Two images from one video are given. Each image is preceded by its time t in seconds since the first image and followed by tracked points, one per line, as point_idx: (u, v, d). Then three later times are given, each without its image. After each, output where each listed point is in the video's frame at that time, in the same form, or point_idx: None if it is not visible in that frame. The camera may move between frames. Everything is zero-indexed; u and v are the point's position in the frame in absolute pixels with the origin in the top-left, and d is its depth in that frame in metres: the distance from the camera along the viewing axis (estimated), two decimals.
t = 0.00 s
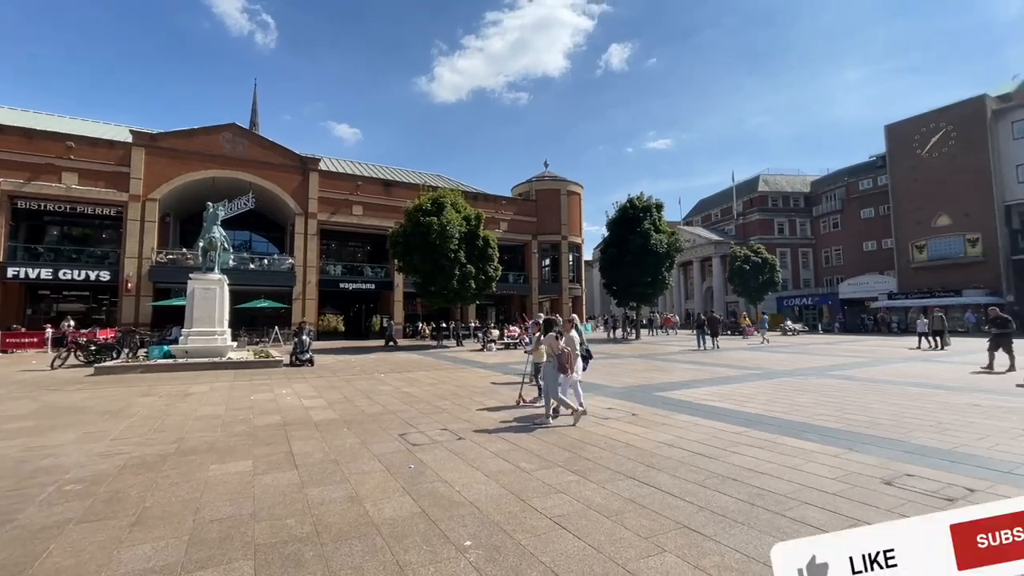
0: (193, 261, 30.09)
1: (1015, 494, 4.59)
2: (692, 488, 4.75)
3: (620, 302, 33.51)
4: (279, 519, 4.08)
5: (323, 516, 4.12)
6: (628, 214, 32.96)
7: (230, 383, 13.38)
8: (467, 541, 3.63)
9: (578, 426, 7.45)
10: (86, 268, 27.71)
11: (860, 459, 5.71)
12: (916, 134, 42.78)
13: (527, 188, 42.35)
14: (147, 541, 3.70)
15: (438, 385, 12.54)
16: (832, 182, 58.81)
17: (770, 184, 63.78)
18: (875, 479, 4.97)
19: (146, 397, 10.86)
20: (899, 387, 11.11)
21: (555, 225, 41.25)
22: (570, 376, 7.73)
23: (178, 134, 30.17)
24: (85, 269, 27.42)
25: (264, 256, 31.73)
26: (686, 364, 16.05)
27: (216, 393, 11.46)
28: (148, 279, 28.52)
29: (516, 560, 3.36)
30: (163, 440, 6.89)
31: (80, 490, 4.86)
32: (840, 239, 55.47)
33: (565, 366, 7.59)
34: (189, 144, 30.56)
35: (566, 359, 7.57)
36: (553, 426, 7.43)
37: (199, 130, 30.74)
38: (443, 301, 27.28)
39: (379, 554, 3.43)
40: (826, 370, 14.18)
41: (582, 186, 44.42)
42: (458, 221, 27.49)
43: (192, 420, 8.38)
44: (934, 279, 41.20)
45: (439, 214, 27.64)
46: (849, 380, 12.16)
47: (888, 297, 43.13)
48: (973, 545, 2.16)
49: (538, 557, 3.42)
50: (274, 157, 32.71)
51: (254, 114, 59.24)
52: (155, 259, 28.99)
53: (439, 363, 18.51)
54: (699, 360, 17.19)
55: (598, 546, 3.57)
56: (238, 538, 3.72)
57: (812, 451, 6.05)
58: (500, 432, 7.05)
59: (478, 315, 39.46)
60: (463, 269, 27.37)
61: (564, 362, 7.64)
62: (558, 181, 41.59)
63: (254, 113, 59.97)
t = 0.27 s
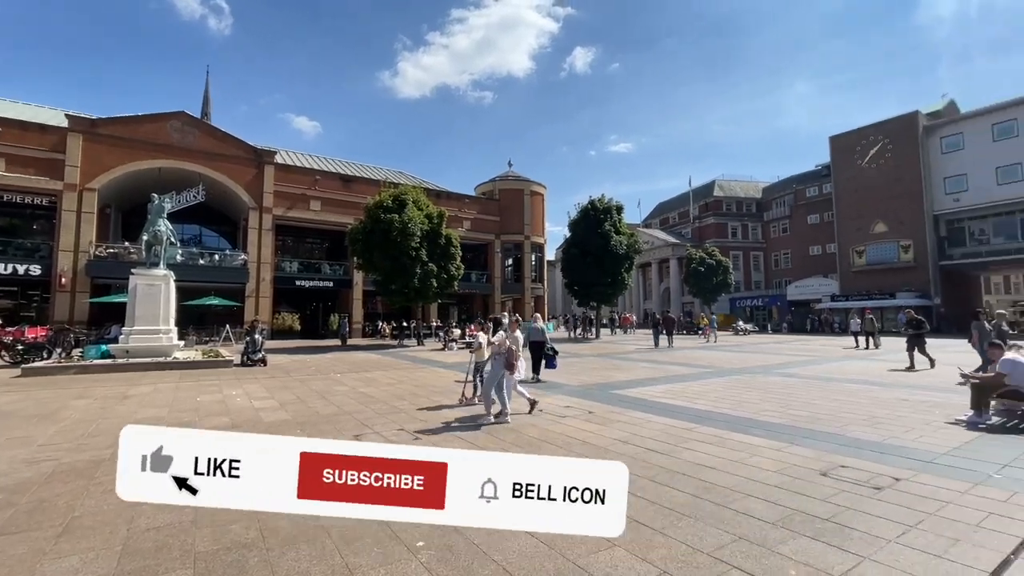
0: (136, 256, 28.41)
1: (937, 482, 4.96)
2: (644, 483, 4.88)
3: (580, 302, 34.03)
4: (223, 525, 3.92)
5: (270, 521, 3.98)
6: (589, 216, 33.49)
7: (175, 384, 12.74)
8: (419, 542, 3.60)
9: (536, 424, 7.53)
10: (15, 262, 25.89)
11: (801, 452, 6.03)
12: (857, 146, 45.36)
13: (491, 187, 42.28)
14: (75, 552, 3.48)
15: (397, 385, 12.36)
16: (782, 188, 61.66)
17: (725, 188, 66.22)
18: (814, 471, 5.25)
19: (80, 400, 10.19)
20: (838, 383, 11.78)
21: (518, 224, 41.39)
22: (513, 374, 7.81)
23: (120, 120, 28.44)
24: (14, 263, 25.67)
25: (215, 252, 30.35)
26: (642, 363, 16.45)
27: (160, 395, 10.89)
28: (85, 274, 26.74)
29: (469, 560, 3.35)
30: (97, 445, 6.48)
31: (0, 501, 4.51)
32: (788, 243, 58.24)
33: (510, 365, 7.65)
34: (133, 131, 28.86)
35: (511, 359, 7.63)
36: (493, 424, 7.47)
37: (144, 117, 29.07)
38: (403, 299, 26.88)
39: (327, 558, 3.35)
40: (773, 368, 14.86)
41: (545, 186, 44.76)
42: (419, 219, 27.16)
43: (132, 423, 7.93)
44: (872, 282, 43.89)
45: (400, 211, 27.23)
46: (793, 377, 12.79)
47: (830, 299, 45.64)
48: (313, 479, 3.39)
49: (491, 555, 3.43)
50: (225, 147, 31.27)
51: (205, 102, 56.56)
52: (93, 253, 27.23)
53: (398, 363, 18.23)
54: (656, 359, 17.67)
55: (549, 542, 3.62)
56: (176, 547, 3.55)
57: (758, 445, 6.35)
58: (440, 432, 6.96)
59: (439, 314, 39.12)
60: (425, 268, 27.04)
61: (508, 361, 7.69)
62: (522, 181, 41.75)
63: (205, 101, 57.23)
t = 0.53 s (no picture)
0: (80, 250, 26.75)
1: (874, 472, 5.28)
2: (602, 479, 4.98)
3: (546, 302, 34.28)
4: (169, 531, 3.75)
5: (221, 526, 3.85)
6: (556, 216, 33.77)
7: (121, 385, 12.08)
8: (377, 544, 3.55)
9: (500, 423, 7.56)
10: None
11: (752, 446, 6.29)
12: (811, 153, 47.44)
13: (458, 185, 42.03)
14: (7, 564, 3.27)
15: (359, 385, 12.12)
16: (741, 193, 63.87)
17: (688, 192, 68.05)
18: (764, 465, 5.49)
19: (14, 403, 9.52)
20: (790, 380, 12.32)
21: (485, 224, 41.29)
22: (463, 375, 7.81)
23: (63, 106, 26.77)
24: None
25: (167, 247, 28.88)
26: (606, 361, 16.72)
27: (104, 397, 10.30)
28: (21, 269, 25.01)
29: (427, 559, 3.34)
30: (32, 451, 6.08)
31: None
32: (747, 245, 60.40)
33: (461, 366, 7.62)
34: (78, 117, 27.22)
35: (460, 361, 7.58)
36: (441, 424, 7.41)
37: (91, 103, 27.45)
38: (367, 298, 26.38)
39: (280, 562, 3.27)
40: (731, 366, 15.38)
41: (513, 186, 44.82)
42: (385, 216, 26.72)
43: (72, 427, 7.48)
44: (823, 284, 46.03)
45: (365, 208, 26.71)
46: (749, 375, 13.28)
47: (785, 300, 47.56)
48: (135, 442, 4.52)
49: (450, 555, 3.42)
50: (180, 138, 29.87)
51: (158, 89, 53.85)
52: (31, 246, 25.51)
53: (361, 363, 17.88)
54: (619, 358, 17.98)
55: (509, 540, 3.65)
56: (119, 556, 3.39)
57: (712, 441, 6.59)
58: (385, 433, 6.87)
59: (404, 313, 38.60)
60: (390, 266, 26.60)
61: (460, 362, 7.66)
62: (490, 180, 41.68)
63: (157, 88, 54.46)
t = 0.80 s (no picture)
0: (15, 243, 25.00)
1: (819, 464, 5.57)
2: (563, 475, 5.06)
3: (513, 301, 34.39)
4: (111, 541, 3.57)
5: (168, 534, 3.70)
6: (523, 216, 33.92)
7: (62, 388, 11.38)
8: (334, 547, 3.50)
9: (464, 422, 7.53)
10: None
11: (709, 441, 6.50)
12: (766, 160, 49.43)
13: (424, 183, 41.58)
14: None
15: (321, 385, 11.82)
16: (701, 197, 65.87)
17: (651, 195, 69.66)
18: (718, 459, 5.69)
19: None
20: (746, 378, 12.78)
21: (452, 222, 41.03)
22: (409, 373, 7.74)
23: None
24: None
25: (114, 241, 27.13)
26: (571, 360, 16.90)
27: (42, 400, 9.68)
28: None
29: (386, 561, 3.31)
30: None
31: None
32: (706, 247, 62.37)
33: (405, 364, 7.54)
34: (14, 101, 25.44)
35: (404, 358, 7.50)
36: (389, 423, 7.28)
37: (29, 86, 25.71)
38: (329, 296, 25.77)
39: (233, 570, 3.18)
40: (690, 364, 15.82)
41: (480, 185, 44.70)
42: (349, 212, 26.15)
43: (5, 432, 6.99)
44: (777, 285, 48.03)
45: (328, 204, 26.07)
46: (708, 373, 13.70)
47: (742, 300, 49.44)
48: (260, 521, 3.22)
49: (410, 556, 3.40)
50: (129, 126, 28.35)
51: (104, 73, 50.95)
52: None
53: (323, 363, 17.45)
54: (585, 357, 18.22)
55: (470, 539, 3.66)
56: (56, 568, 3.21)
57: (670, 437, 6.77)
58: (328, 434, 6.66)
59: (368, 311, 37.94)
60: (353, 264, 26.06)
61: (404, 360, 7.57)
62: (457, 178, 41.44)
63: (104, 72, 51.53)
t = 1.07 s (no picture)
0: None
1: (764, 457, 5.83)
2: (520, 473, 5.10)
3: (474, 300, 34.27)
4: (34, 558, 3.34)
5: (99, 547, 3.50)
6: (484, 215, 33.86)
7: None
8: (282, 554, 3.42)
9: (420, 422, 7.45)
10: None
11: (662, 438, 6.70)
12: (720, 165, 51.33)
13: (384, 179, 40.78)
14: None
15: (272, 387, 11.39)
16: (659, 199, 67.67)
17: (611, 197, 71.01)
18: (671, 454, 5.87)
19: None
20: (698, 375, 13.24)
21: (412, 219, 40.43)
22: (350, 376, 7.52)
23: None
24: None
25: (44, 233, 25.29)
26: (530, 359, 17.02)
27: None
28: None
29: (335, 566, 3.26)
30: None
31: None
32: (663, 249, 64.20)
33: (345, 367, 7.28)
34: None
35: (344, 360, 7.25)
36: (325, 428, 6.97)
37: None
38: (283, 295, 24.88)
39: None
40: (646, 363, 16.25)
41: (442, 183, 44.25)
42: (304, 208, 25.29)
43: None
44: (729, 286, 50.00)
45: (282, 199, 25.15)
46: (663, 371, 14.11)
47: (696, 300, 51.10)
48: (219, 499, 3.92)
49: (361, 560, 3.35)
50: (63, 112, 26.42)
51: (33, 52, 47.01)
52: None
53: (276, 363, 16.81)
54: (544, 356, 18.38)
55: (425, 540, 3.64)
56: None
57: (625, 433, 6.93)
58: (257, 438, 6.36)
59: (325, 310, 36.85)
60: (309, 261, 25.24)
61: (345, 362, 7.32)
62: (418, 175, 40.86)
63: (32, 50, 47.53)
